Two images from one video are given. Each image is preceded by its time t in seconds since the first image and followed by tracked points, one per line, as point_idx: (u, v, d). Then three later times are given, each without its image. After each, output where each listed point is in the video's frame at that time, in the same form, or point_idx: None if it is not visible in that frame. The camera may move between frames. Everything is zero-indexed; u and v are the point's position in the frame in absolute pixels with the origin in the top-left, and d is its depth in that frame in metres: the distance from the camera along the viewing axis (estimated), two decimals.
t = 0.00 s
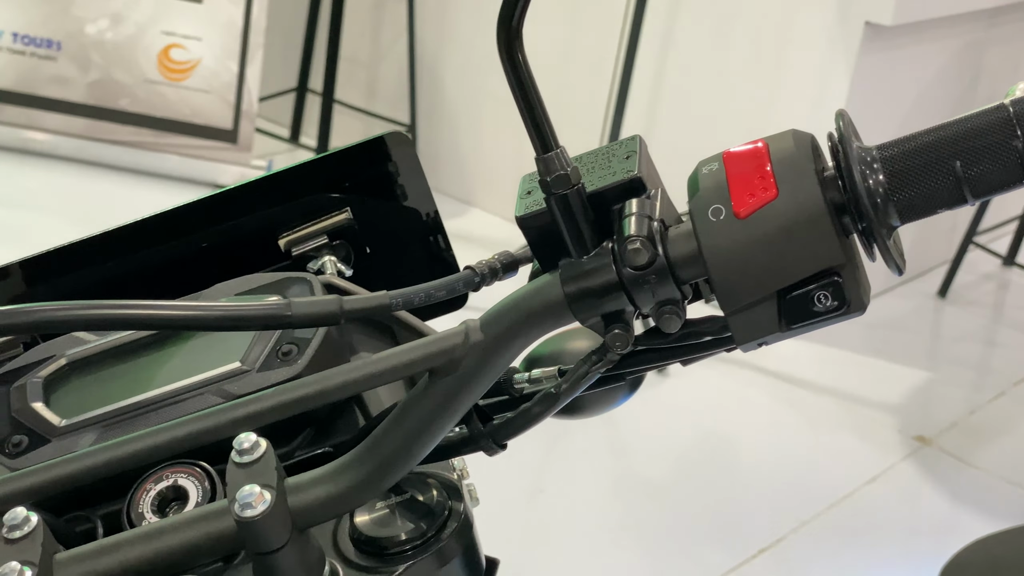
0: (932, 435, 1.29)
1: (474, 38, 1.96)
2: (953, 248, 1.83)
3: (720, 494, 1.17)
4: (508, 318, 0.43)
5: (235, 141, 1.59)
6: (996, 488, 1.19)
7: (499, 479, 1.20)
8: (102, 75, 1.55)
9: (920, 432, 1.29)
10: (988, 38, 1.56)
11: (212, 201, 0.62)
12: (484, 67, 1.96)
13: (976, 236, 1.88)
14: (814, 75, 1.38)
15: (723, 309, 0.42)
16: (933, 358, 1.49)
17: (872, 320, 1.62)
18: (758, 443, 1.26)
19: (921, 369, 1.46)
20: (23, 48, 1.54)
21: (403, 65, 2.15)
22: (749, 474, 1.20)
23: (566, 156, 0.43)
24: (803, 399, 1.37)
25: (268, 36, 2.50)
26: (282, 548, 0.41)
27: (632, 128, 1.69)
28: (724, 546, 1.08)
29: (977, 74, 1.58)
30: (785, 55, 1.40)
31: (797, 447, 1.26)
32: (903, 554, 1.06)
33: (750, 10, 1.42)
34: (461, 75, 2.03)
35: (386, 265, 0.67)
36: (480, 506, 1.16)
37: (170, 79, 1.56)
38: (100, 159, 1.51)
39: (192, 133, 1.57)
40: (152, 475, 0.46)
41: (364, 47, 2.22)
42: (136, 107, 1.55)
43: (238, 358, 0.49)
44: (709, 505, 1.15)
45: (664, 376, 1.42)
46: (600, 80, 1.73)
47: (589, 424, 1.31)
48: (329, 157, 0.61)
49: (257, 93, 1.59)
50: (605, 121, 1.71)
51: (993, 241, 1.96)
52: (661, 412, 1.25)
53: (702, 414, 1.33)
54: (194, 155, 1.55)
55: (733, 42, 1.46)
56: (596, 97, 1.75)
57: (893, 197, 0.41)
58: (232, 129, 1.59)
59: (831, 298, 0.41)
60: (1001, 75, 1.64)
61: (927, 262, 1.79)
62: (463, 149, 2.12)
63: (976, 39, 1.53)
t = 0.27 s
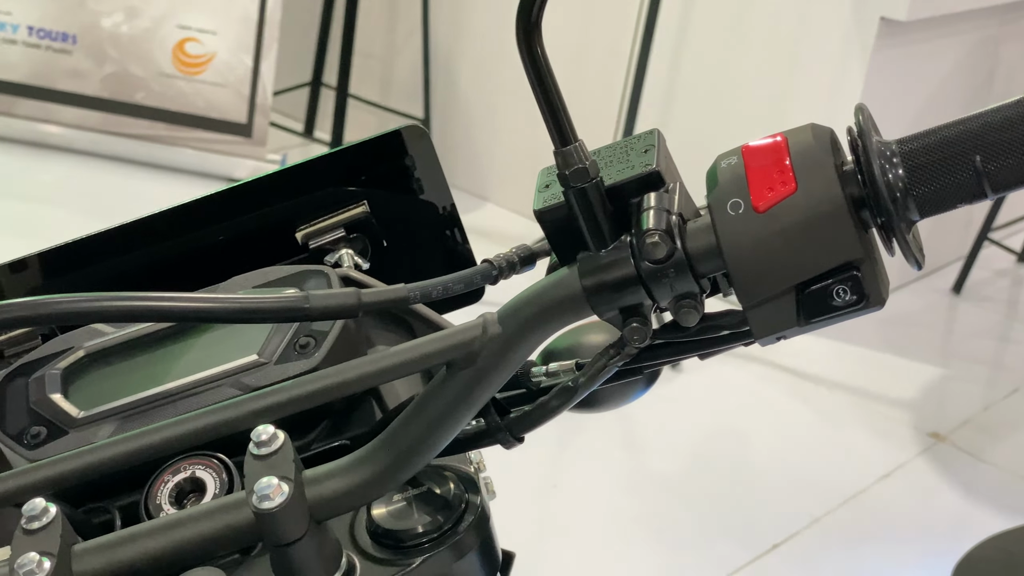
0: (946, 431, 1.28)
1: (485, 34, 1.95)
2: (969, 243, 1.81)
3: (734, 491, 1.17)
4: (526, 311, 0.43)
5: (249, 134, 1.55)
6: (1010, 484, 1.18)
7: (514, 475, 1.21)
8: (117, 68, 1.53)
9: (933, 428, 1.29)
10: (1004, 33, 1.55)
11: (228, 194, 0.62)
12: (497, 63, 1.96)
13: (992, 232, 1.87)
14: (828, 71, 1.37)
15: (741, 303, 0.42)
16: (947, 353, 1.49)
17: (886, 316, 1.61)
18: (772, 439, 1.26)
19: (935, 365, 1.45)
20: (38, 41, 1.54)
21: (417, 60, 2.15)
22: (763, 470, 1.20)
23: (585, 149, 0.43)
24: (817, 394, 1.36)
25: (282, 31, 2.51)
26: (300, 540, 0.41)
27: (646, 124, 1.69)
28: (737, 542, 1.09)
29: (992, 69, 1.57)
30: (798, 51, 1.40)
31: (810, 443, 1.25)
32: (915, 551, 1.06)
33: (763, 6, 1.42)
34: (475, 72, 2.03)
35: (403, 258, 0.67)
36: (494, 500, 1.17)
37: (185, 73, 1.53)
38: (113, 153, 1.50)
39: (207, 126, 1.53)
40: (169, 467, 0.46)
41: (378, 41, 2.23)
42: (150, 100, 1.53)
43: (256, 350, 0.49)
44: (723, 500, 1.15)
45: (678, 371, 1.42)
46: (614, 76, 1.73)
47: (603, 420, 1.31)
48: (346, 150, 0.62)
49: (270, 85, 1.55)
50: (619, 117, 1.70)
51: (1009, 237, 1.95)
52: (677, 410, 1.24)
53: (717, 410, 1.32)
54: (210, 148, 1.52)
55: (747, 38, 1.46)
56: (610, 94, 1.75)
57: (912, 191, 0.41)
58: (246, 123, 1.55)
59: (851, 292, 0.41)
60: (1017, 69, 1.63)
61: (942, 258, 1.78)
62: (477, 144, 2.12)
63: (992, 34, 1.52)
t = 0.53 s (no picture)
0: (959, 428, 1.28)
1: (496, 30, 1.95)
2: (982, 240, 1.80)
3: (747, 487, 1.17)
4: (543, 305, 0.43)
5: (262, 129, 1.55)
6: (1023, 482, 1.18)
7: (528, 469, 1.22)
8: (131, 62, 1.52)
9: (945, 425, 1.28)
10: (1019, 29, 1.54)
11: (242, 188, 0.62)
12: (509, 59, 1.96)
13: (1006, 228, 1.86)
14: (842, 67, 1.36)
15: (759, 298, 0.42)
16: (960, 350, 1.48)
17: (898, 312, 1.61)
18: (784, 436, 1.26)
19: (947, 361, 1.44)
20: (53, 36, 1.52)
21: (429, 56, 2.16)
22: (776, 466, 1.20)
23: (602, 143, 0.43)
24: (828, 390, 1.36)
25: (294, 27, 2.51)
26: (316, 533, 0.41)
27: (658, 119, 1.68)
28: (749, 537, 1.09)
29: (1007, 65, 1.56)
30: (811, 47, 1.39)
31: (822, 440, 1.25)
32: (928, 549, 1.06)
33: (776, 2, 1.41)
34: (488, 69, 2.03)
35: (419, 252, 0.67)
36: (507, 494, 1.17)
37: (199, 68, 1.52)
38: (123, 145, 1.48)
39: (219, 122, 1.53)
40: (186, 460, 0.46)
41: (390, 37, 2.23)
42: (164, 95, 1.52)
43: (272, 343, 0.49)
44: (736, 496, 1.15)
45: (689, 367, 1.42)
46: (627, 72, 1.73)
47: (616, 415, 1.32)
48: (361, 145, 0.61)
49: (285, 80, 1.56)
50: (631, 113, 1.70)
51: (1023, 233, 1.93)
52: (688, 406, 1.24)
53: (730, 407, 1.33)
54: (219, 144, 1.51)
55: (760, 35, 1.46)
56: (623, 91, 1.75)
57: (931, 185, 0.41)
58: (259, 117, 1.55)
59: (869, 287, 0.41)
60: None
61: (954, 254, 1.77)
62: (488, 139, 2.12)
63: (1006, 30, 1.51)
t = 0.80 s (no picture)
0: (975, 424, 1.27)
1: (511, 25, 1.95)
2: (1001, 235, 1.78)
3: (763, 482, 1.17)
4: (564, 298, 0.43)
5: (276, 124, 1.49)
6: None
7: (545, 464, 1.23)
8: (146, 56, 1.48)
9: (961, 421, 1.28)
10: None
11: (258, 182, 0.61)
12: (523, 56, 1.97)
13: None
14: (857, 64, 1.36)
15: (780, 291, 0.42)
16: (976, 346, 1.47)
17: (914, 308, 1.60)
18: (800, 431, 1.26)
19: (963, 357, 1.43)
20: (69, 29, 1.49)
21: (445, 51, 2.16)
22: (791, 461, 1.20)
23: (624, 136, 0.43)
24: (843, 386, 1.36)
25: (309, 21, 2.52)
26: (336, 525, 0.41)
27: (675, 114, 1.68)
28: (765, 533, 1.09)
29: None
30: (826, 43, 1.39)
31: (837, 436, 1.25)
32: (942, 546, 1.06)
33: None
34: (502, 65, 2.04)
35: (438, 244, 0.67)
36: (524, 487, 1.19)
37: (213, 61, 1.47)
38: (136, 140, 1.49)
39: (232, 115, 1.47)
40: (205, 452, 0.46)
41: (406, 31, 2.23)
42: (180, 89, 1.47)
43: (292, 336, 0.49)
44: (752, 492, 1.16)
45: (704, 362, 1.42)
46: (642, 69, 1.73)
47: (632, 411, 1.32)
48: (379, 138, 0.61)
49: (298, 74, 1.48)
50: (646, 109, 1.70)
51: None
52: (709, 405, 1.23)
53: (746, 403, 1.33)
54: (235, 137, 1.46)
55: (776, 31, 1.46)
56: (637, 87, 1.75)
57: (955, 179, 0.40)
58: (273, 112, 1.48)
59: (891, 281, 0.41)
60: None
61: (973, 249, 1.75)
62: (503, 133, 2.12)
63: None
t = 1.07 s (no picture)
0: (989, 420, 1.26)
1: (527, 19, 1.95)
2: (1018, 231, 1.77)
3: (777, 477, 1.17)
4: (584, 291, 0.43)
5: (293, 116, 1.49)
6: None
7: (561, 457, 1.24)
8: (162, 50, 1.47)
9: (976, 418, 1.27)
10: None
11: (277, 173, 0.62)
12: (536, 53, 1.97)
13: None
14: (873, 59, 1.35)
15: (802, 285, 0.42)
16: (993, 342, 1.46)
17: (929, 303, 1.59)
18: (815, 428, 1.26)
19: (979, 354, 1.42)
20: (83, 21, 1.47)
21: (460, 45, 2.16)
22: (806, 456, 1.20)
23: (645, 129, 0.43)
24: (858, 381, 1.35)
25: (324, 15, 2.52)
26: (355, 517, 0.41)
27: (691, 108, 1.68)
28: (778, 527, 1.09)
29: None
30: (842, 37, 1.38)
31: (851, 432, 1.25)
32: (955, 542, 1.06)
33: None
34: (517, 62, 2.04)
35: (456, 237, 0.67)
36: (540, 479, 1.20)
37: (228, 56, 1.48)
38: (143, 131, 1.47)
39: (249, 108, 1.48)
40: (224, 444, 0.46)
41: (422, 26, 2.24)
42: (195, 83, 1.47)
43: (310, 329, 0.49)
44: (766, 486, 1.16)
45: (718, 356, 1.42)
46: (657, 65, 1.73)
47: (646, 406, 1.32)
48: (397, 131, 0.61)
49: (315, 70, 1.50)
50: (661, 105, 1.70)
51: None
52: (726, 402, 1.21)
53: (762, 398, 1.33)
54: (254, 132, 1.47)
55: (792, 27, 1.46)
56: (651, 83, 1.75)
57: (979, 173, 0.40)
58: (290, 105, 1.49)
59: (913, 275, 0.40)
60: None
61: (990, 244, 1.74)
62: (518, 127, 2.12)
63: None
